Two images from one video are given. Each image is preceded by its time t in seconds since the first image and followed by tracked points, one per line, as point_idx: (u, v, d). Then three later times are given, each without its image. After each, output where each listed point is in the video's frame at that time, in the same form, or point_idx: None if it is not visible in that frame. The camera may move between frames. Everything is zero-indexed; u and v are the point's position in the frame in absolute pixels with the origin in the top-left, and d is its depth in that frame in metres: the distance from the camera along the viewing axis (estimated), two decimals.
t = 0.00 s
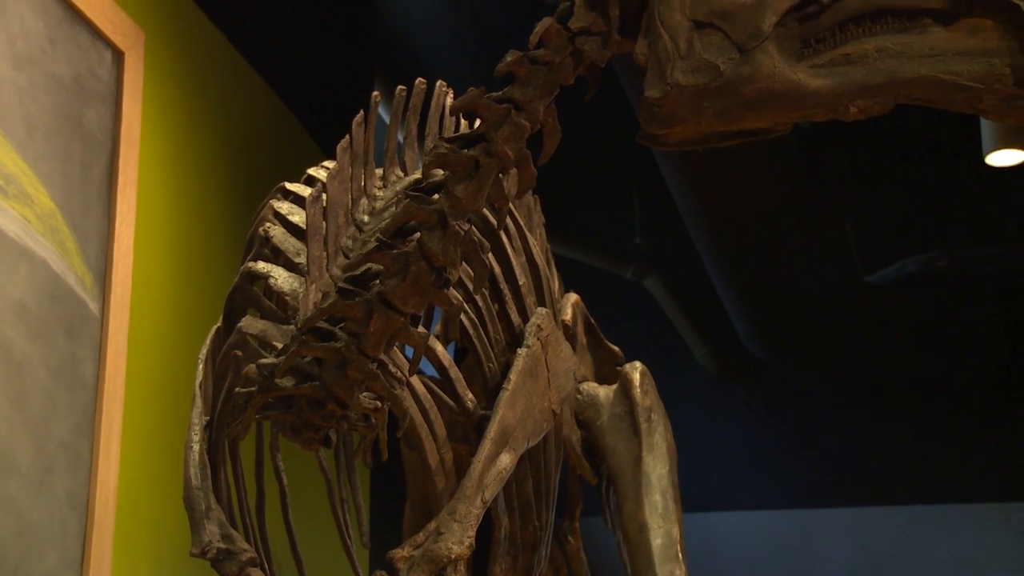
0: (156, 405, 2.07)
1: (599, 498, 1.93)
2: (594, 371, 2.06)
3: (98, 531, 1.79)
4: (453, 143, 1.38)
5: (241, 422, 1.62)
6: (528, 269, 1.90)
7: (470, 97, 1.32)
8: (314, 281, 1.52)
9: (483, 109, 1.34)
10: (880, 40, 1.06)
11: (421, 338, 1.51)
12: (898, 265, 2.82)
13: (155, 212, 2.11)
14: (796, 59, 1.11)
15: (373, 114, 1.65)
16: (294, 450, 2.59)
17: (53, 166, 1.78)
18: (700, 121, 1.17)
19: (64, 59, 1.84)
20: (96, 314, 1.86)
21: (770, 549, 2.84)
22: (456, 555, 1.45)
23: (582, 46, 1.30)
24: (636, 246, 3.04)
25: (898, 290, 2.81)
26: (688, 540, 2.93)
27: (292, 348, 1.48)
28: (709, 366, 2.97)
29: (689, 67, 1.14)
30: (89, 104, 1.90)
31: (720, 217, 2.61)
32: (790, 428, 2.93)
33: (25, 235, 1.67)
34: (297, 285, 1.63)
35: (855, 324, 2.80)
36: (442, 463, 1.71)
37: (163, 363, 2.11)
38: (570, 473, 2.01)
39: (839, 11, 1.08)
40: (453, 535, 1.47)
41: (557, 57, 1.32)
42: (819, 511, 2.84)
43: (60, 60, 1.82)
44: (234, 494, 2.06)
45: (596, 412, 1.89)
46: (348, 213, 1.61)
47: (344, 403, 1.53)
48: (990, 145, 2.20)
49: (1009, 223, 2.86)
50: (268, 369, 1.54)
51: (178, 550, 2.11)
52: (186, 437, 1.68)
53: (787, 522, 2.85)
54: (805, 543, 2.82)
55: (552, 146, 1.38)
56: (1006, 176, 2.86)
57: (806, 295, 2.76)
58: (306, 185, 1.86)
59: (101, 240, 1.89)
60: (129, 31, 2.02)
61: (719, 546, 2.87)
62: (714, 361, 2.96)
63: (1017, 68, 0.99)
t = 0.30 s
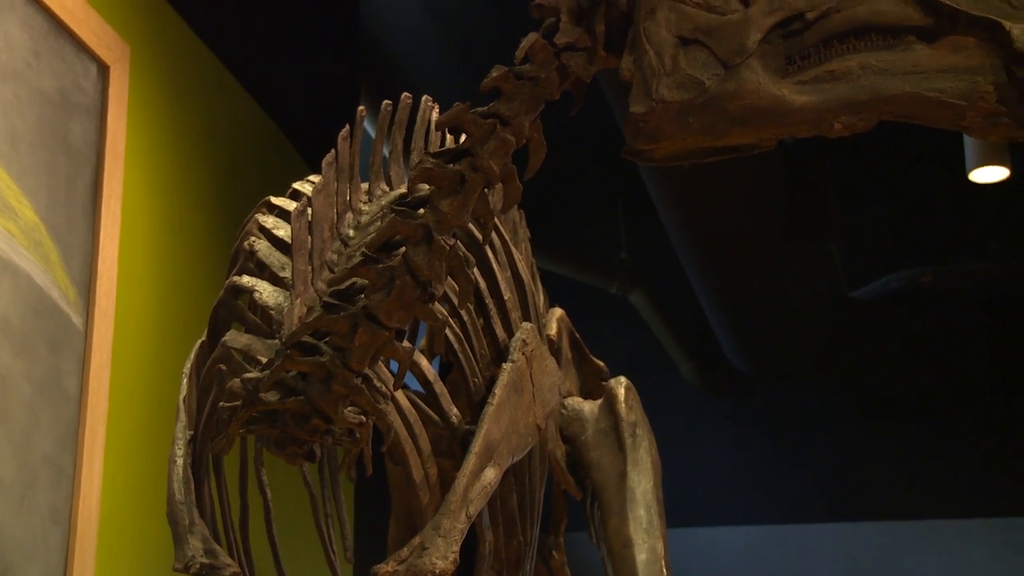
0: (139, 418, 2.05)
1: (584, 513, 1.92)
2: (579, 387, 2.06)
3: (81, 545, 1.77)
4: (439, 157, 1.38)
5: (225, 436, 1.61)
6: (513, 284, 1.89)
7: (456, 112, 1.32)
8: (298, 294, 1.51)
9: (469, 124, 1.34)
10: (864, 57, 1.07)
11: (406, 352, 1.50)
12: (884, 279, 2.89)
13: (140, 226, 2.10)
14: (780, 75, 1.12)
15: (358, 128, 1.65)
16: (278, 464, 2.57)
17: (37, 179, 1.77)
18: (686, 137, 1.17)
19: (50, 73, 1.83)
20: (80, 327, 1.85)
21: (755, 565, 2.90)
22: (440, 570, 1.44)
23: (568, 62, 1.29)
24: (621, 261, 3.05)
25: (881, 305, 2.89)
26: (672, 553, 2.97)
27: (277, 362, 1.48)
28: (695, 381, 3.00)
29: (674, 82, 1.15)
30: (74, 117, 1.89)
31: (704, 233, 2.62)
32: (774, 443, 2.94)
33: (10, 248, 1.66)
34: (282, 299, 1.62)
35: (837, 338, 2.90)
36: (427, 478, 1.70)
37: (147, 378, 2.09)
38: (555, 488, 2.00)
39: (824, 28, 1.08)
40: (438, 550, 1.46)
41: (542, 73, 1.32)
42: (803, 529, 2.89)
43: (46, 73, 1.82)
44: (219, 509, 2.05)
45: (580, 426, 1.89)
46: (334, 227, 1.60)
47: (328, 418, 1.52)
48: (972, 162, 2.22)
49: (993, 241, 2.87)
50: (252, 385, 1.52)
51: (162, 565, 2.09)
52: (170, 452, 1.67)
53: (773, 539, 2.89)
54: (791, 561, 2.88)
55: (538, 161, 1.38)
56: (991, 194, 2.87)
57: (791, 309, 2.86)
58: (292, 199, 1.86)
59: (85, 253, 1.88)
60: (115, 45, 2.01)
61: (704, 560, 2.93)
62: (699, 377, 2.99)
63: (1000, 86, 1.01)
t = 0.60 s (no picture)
0: (123, 431, 2.03)
1: (569, 527, 1.91)
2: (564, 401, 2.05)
3: (63, 559, 1.75)
4: (425, 170, 1.38)
5: (208, 450, 1.60)
6: (498, 298, 1.89)
7: (442, 125, 1.32)
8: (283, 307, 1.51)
9: (455, 137, 1.34)
10: (848, 72, 1.07)
11: (391, 366, 1.50)
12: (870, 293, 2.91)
13: (124, 237, 2.08)
14: (766, 90, 1.12)
15: (344, 141, 1.65)
16: (263, 477, 2.55)
17: (21, 191, 1.76)
18: (670, 151, 1.17)
19: (35, 85, 1.82)
20: (64, 340, 1.83)
21: None
22: None
23: (553, 76, 1.31)
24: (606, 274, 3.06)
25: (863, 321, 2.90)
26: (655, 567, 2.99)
27: (262, 375, 1.47)
28: (679, 395, 3.00)
29: (659, 97, 1.15)
30: (59, 130, 1.88)
31: (690, 248, 2.63)
32: (758, 457, 2.94)
33: None
34: (267, 312, 1.61)
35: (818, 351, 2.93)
36: (412, 491, 1.70)
37: (131, 390, 2.07)
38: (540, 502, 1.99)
39: (808, 44, 1.09)
40: (422, 564, 1.46)
41: (528, 87, 1.32)
42: (786, 542, 2.90)
43: (31, 86, 1.81)
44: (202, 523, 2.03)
45: (566, 439, 1.88)
46: (319, 240, 1.60)
47: (313, 431, 1.51)
48: (956, 177, 2.23)
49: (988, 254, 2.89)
50: (235, 399, 1.51)
51: None
52: (154, 465, 1.65)
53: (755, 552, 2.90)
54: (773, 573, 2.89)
55: (524, 174, 1.38)
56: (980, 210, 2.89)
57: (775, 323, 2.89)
58: (277, 212, 1.85)
59: (69, 265, 1.87)
60: (100, 57, 2.01)
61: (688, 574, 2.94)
62: (683, 391, 2.99)
63: (983, 103, 1.02)
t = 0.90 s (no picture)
0: (104, 442, 2.02)
1: (553, 539, 1.90)
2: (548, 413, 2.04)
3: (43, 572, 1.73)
4: (409, 183, 1.37)
5: (191, 461, 1.59)
6: (482, 310, 1.88)
7: (426, 137, 1.32)
8: (267, 319, 1.50)
9: (439, 150, 1.34)
10: (832, 86, 1.08)
11: (375, 378, 1.49)
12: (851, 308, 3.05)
13: (108, 247, 2.07)
14: (750, 103, 1.12)
15: (329, 152, 1.64)
16: (246, 489, 2.53)
17: (4, 202, 1.74)
18: (654, 164, 1.18)
19: (19, 95, 1.81)
20: (46, 351, 1.82)
21: None
22: None
23: (538, 89, 1.31)
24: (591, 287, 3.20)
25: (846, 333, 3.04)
26: None
27: (245, 387, 1.46)
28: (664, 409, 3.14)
29: (643, 110, 1.15)
30: (43, 140, 1.86)
31: (672, 263, 2.64)
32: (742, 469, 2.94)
33: None
34: (250, 323, 1.61)
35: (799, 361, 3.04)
36: (395, 503, 1.69)
37: (114, 400, 2.06)
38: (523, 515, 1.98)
39: (792, 58, 1.09)
40: None
41: (513, 99, 1.32)
42: (768, 553, 3.06)
43: (15, 96, 1.79)
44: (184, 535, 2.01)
45: (549, 452, 1.86)
46: (302, 251, 1.59)
47: (296, 443, 1.50)
48: (939, 191, 2.25)
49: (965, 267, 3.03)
50: (219, 410, 1.51)
51: None
52: (136, 476, 1.65)
53: (738, 563, 3.06)
54: None
55: (508, 186, 1.38)
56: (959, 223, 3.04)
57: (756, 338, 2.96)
58: (261, 223, 1.84)
59: (52, 276, 1.85)
60: (84, 67, 1.99)
61: None
62: (668, 404, 3.13)
63: (965, 117, 1.03)
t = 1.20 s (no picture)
0: (86, 452, 2.00)
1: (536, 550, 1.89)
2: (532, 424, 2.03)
3: None
4: (393, 194, 1.37)
5: (174, 471, 1.58)
6: (466, 320, 1.88)
7: (411, 148, 1.32)
8: (250, 329, 1.51)
9: (424, 160, 1.33)
10: (815, 98, 1.08)
11: (358, 388, 1.49)
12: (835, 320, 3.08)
13: (91, 256, 2.06)
14: (733, 115, 1.13)
15: (313, 162, 1.63)
16: (229, 500, 2.52)
17: None
18: (638, 175, 1.18)
19: (2, 105, 1.80)
20: (28, 360, 1.80)
21: None
22: None
23: (522, 100, 1.31)
24: (575, 298, 3.25)
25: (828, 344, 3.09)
26: None
27: (228, 398, 1.45)
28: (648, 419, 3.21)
29: (628, 121, 1.16)
30: (26, 150, 1.85)
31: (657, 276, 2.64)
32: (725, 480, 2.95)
33: None
34: (234, 333, 1.60)
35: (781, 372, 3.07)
36: (378, 514, 1.68)
37: (96, 411, 2.04)
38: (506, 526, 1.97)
39: (775, 71, 1.10)
40: None
41: (497, 110, 1.32)
42: (753, 563, 3.11)
43: None
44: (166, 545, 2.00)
45: (532, 462, 1.84)
46: (286, 261, 1.58)
47: (279, 454, 1.49)
48: (921, 205, 2.26)
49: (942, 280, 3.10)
50: (202, 420, 1.50)
51: None
52: (117, 487, 1.62)
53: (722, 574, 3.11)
54: None
55: (492, 197, 1.37)
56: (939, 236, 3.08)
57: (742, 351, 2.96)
58: (245, 233, 1.83)
59: (34, 285, 1.84)
60: (67, 76, 1.98)
61: None
62: (652, 416, 3.21)
63: (948, 130, 1.03)
